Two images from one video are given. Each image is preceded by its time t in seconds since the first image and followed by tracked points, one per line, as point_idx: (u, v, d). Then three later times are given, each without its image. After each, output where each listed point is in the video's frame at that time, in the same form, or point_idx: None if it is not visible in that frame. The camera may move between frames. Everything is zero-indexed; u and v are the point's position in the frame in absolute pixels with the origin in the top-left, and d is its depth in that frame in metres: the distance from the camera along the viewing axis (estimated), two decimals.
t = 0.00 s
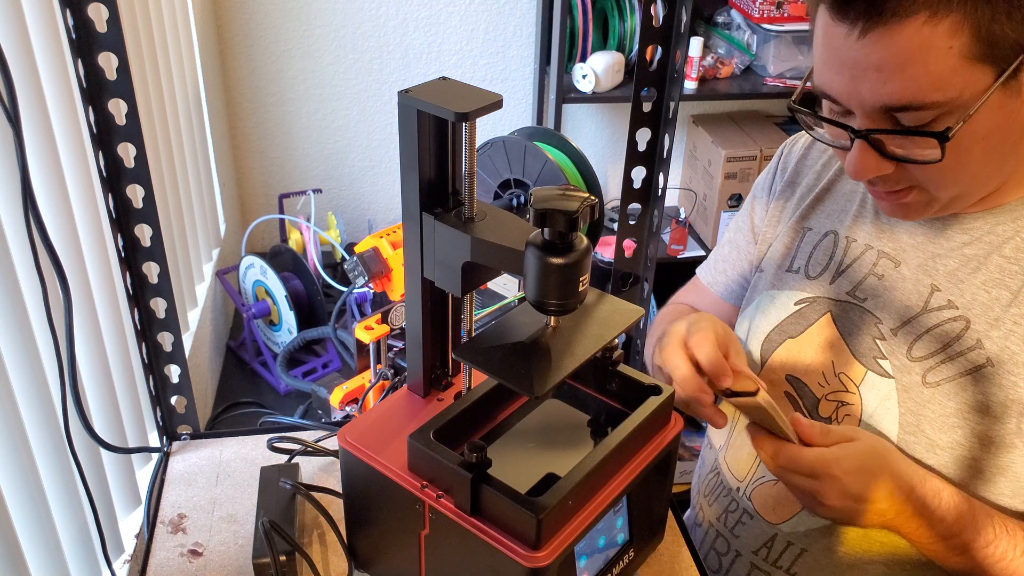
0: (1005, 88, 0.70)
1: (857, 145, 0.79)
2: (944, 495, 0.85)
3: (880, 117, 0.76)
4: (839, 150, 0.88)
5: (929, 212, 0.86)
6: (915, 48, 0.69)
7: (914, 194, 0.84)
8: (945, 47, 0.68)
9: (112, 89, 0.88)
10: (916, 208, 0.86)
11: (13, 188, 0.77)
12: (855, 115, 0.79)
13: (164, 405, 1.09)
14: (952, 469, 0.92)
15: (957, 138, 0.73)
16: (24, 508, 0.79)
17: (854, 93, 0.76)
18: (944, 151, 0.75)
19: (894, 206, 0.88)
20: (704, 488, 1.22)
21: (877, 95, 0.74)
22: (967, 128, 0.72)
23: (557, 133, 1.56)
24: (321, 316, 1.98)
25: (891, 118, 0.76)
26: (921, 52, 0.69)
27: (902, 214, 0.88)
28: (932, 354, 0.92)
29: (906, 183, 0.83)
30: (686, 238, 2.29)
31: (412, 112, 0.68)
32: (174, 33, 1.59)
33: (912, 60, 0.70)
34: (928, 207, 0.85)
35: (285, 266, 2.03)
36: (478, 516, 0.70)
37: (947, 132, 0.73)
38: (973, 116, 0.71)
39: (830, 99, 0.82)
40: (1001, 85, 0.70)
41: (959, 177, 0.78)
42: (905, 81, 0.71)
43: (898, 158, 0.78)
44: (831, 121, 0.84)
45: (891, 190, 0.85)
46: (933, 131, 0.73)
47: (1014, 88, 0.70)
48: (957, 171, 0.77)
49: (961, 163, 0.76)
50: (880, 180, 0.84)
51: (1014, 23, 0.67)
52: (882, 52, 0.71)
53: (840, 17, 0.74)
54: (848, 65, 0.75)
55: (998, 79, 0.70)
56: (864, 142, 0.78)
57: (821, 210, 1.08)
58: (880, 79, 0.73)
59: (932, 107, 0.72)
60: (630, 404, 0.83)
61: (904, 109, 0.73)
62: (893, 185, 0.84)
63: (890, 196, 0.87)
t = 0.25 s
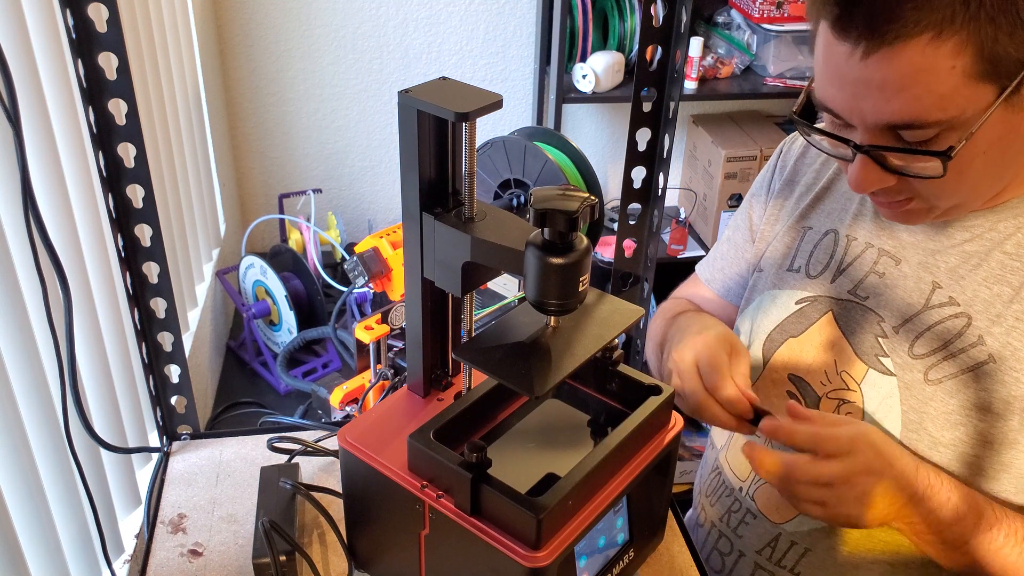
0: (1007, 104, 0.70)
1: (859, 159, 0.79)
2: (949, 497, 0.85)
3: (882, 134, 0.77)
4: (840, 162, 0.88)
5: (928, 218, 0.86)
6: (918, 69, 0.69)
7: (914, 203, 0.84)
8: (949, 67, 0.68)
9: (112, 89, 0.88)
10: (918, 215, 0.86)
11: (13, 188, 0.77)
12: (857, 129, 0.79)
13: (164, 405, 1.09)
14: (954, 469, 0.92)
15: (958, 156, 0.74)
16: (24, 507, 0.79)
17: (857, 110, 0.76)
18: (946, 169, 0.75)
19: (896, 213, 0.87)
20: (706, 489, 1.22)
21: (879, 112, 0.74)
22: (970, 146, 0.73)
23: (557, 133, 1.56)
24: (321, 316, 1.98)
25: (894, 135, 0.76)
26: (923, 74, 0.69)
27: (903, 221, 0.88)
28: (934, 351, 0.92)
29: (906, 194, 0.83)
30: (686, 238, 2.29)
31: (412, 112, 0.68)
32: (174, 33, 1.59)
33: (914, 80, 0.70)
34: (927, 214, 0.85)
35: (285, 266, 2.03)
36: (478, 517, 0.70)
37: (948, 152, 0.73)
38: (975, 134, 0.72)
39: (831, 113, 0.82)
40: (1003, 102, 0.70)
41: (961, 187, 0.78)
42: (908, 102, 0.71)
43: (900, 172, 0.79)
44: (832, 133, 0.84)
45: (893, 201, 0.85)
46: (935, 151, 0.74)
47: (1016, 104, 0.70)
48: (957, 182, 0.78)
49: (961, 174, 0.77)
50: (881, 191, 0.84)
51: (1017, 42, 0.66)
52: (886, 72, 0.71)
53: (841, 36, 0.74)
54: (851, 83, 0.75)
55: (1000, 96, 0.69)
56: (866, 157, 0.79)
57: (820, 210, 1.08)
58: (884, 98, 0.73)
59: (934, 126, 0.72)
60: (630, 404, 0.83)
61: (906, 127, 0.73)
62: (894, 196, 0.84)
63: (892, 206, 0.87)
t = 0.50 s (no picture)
0: (1010, 104, 0.70)
1: (862, 161, 0.79)
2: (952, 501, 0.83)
3: (885, 136, 0.76)
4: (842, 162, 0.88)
5: (932, 219, 0.86)
6: (920, 73, 0.69)
7: (919, 205, 0.83)
8: (951, 70, 0.68)
9: (112, 89, 0.88)
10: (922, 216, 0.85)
11: (13, 188, 0.77)
12: (859, 132, 0.79)
13: (164, 405, 1.09)
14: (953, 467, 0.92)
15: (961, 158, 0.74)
16: (23, 507, 0.79)
17: (860, 113, 0.76)
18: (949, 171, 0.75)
19: (900, 215, 0.87)
20: (707, 490, 1.22)
21: (881, 115, 0.74)
22: (972, 149, 0.73)
23: (557, 133, 1.56)
24: (321, 316, 1.98)
25: (897, 137, 0.76)
26: (926, 78, 0.69)
27: (909, 220, 0.87)
28: (933, 350, 0.92)
29: (910, 196, 0.83)
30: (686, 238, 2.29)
31: (412, 112, 0.68)
32: (174, 33, 1.59)
33: (917, 84, 0.70)
34: (932, 215, 0.85)
35: (285, 266, 2.03)
36: (478, 517, 0.70)
37: (951, 153, 0.73)
38: (977, 135, 0.72)
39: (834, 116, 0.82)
40: (1006, 102, 0.70)
41: (962, 190, 0.78)
42: (911, 105, 0.71)
43: (902, 173, 0.78)
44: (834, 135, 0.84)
45: (897, 202, 0.85)
46: (938, 152, 0.74)
47: (1018, 103, 0.70)
48: (959, 184, 0.78)
49: (964, 177, 0.77)
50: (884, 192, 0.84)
51: (1019, 44, 0.66)
52: (889, 75, 0.71)
53: (844, 39, 0.74)
54: (853, 88, 0.75)
55: (1003, 97, 0.69)
56: (869, 158, 0.78)
57: (821, 210, 1.08)
58: (886, 101, 0.73)
59: (936, 126, 0.72)
60: (630, 404, 0.83)
61: (909, 129, 0.73)
62: (896, 198, 0.84)
63: (896, 208, 0.86)
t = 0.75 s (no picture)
0: (1010, 80, 0.70)
1: (863, 139, 0.79)
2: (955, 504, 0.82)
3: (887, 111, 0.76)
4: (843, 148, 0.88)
5: (934, 208, 0.86)
6: (921, 43, 0.69)
7: (921, 188, 0.83)
8: (953, 40, 0.68)
9: (112, 89, 0.88)
10: (924, 203, 0.85)
11: (13, 189, 0.77)
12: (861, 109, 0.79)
13: (164, 405, 1.09)
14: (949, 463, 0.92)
15: (964, 131, 0.73)
16: (24, 508, 0.79)
17: (862, 89, 0.76)
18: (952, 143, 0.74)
19: (900, 201, 0.87)
20: (705, 489, 1.22)
21: (883, 89, 0.74)
22: (975, 121, 0.72)
23: (557, 133, 1.56)
24: (321, 316, 1.98)
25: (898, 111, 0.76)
26: (928, 48, 0.69)
27: (909, 213, 0.87)
28: (932, 345, 0.92)
29: (913, 178, 0.82)
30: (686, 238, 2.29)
31: (412, 112, 0.68)
32: (174, 33, 1.59)
33: (918, 56, 0.70)
34: (935, 202, 0.84)
35: (285, 266, 2.03)
36: (478, 516, 0.70)
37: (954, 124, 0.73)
38: (979, 108, 0.71)
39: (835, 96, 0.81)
40: (1007, 77, 0.70)
41: (968, 173, 0.78)
42: (912, 78, 0.71)
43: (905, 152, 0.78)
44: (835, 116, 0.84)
45: (899, 186, 0.85)
46: (940, 123, 0.73)
47: (1018, 80, 0.70)
48: (964, 164, 0.77)
49: (968, 156, 0.76)
50: (887, 176, 0.84)
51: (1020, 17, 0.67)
52: (891, 46, 0.71)
53: (845, 13, 0.74)
54: (855, 62, 0.75)
55: (1003, 71, 0.70)
56: (870, 136, 0.78)
57: (820, 209, 1.08)
58: (888, 74, 0.73)
59: (939, 99, 0.72)
60: (630, 404, 0.83)
61: (911, 102, 0.73)
62: (899, 181, 0.83)
63: (897, 193, 0.86)
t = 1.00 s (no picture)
0: (1000, 62, 0.70)
1: (857, 122, 0.79)
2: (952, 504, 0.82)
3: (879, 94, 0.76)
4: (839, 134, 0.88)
5: (927, 197, 0.86)
6: (912, 23, 0.69)
7: (914, 175, 0.83)
8: (943, 19, 0.69)
9: (112, 89, 0.88)
10: (916, 189, 0.85)
11: (13, 188, 0.77)
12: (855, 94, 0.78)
13: (164, 405, 1.09)
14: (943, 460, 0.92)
15: (955, 112, 0.73)
16: (24, 508, 0.79)
17: (854, 72, 0.76)
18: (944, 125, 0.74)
19: (893, 188, 0.87)
20: (704, 489, 1.22)
21: (874, 71, 0.74)
22: (964, 102, 0.73)
23: (557, 133, 1.56)
24: (321, 316, 1.98)
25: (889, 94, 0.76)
26: (918, 28, 0.69)
27: (904, 199, 0.88)
28: (926, 341, 0.92)
29: (907, 164, 0.82)
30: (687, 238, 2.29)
31: (411, 112, 0.68)
32: (174, 33, 1.59)
33: (909, 34, 0.70)
34: (929, 189, 0.84)
35: (285, 266, 2.03)
36: (478, 516, 0.70)
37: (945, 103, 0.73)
38: (970, 88, 0.72)
39: (829, 81, 0.81)
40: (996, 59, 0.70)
41: (960, 157, 0.78)
42: (904, 58, 0.71)
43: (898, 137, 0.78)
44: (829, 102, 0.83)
45: (892, 172, 0.85)
46: (933, 103, 0.73)
47: (1009, 63, 0.71)
48: (956, 151, 0.77)
49: (960, 141, 0.76)
50: (880, 163, 0.84)
51: None
52: (881, 27, 0.71)
53: None
54: (847, 45, 0.75)
55: (993, 52, 0.70)
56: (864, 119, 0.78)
57: (817, 209, 1.08)
58: (879, 56, 0.73)
59: (931, 80, 0.72)
60: (630, 404, 0.83)
61: (902, 84, 0.73)
62: (893, 167, 0.83)
63: (889, 179, 0.86)
